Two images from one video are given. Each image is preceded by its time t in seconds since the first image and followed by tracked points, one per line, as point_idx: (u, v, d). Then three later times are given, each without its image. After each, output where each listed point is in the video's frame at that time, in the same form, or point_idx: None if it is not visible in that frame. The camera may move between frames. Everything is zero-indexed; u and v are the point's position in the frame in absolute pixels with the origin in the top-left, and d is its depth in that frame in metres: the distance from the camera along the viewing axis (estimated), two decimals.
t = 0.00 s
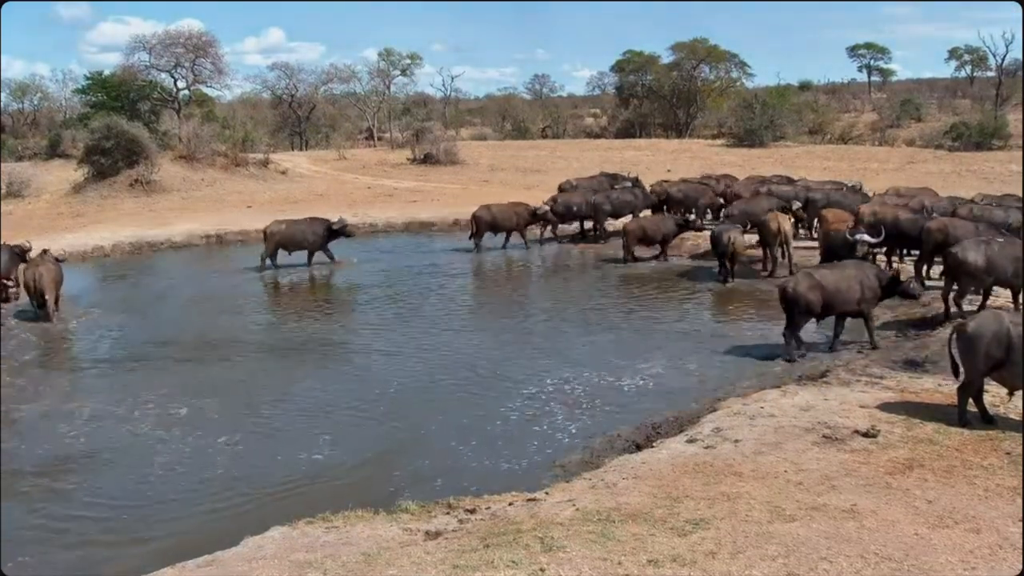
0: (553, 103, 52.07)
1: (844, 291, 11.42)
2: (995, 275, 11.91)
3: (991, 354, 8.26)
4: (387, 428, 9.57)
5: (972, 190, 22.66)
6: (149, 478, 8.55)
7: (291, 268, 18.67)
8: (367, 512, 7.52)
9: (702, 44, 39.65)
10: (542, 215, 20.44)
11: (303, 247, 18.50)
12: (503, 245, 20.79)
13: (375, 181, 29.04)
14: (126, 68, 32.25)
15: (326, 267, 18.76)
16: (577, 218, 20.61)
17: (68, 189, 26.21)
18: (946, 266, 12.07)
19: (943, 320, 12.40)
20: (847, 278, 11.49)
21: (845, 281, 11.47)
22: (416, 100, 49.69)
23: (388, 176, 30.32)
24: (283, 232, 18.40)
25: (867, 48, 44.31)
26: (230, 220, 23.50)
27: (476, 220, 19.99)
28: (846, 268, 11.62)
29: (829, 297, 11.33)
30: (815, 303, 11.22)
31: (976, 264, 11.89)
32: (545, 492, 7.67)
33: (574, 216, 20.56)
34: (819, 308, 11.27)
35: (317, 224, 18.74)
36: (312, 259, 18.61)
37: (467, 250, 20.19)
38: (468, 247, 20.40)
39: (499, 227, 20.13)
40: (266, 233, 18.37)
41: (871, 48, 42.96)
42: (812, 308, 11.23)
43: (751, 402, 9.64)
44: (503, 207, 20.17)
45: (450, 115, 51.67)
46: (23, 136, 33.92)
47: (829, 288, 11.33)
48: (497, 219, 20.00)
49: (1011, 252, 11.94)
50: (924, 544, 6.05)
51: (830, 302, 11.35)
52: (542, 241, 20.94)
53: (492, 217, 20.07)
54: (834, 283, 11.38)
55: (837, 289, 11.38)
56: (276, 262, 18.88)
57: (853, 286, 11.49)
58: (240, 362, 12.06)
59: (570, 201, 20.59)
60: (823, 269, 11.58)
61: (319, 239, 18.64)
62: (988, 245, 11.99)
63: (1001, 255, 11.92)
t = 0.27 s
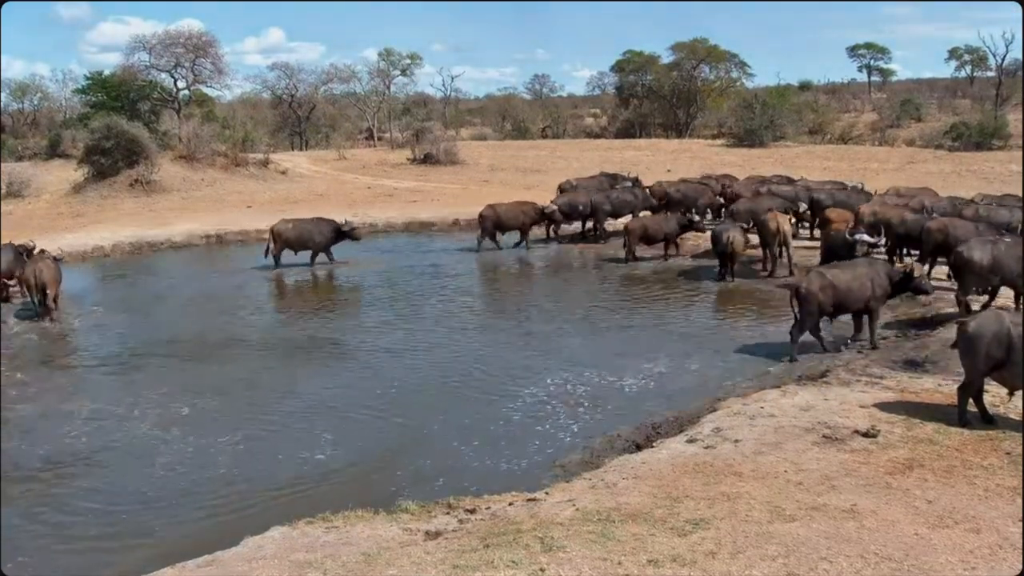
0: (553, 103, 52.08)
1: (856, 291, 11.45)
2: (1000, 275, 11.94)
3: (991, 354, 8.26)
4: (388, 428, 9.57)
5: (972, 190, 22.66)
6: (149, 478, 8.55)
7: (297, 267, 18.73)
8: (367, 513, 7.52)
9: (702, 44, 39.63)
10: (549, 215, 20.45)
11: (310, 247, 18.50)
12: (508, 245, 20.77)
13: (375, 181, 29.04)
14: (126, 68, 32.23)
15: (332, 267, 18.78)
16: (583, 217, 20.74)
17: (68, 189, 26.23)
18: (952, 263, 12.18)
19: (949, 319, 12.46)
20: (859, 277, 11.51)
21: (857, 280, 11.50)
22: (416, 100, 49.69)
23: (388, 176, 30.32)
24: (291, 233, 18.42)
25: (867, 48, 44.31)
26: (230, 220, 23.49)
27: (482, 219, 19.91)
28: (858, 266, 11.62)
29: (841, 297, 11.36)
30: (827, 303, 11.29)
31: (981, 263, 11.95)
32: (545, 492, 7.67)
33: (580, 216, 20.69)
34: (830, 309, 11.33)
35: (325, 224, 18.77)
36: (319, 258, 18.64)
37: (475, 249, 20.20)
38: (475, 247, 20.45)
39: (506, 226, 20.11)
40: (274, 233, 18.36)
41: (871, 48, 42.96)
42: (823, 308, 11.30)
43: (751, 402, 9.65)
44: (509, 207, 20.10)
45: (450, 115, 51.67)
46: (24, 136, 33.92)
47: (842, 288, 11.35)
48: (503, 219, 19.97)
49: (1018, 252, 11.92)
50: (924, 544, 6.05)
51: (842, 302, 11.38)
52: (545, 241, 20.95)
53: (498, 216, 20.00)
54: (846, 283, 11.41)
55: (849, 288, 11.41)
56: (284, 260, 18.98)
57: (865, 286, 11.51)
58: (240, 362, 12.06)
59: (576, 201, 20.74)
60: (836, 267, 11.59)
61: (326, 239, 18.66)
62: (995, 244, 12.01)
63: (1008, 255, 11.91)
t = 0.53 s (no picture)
0: (553, 103, 52.09)
1: (869, 289, 11.44)
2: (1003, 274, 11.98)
3: (992, 355, 8.25)
4: (388, 428, 9.56)
5: (973, 190, 22.65)
6: (149, 478, 8.55)
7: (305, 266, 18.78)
8: (367, 513, 7.51)
9: (702, 44, 39.60)
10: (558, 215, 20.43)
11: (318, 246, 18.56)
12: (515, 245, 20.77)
13: (375, 181, 29.06)
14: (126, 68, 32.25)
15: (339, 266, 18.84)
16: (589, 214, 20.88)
17: (68, 189, 26.26)
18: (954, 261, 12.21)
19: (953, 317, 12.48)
20: (876, 274, 11.48)
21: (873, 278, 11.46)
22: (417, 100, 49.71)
23: (388, 176, 30.34)
24: (299, 233, 18.37)
25: (868, 48, 44.31)
26: (230, 220, 23.50)
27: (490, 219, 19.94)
28: (875, 263, 11.56)
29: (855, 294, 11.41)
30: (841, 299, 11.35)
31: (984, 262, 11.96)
32: (545, 492, 7.68)
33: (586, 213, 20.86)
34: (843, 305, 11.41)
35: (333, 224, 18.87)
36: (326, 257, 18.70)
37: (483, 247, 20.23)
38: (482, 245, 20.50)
39: (513, 225, 20.13)
40: (282, 233, 18.29)
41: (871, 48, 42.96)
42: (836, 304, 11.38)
43: (751, 402, 9.65)
44: (517, 206, 20.09)
45: (450, 115, 51.68)
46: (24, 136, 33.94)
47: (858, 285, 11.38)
48: (512, 218, 20.00)
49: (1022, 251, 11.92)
50: (924, 544, 6.04)
51: (856, 298, 11.42)
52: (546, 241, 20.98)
53: (506, 216, 20.03)
54: (861, 280, 11.41)
55: (863, 286, 11.42)
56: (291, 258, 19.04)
57: (880, 283, 11.46)
58: (241, 361, 12.06)
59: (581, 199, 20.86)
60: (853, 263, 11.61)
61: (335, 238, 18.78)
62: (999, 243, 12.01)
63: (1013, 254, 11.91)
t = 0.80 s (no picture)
0: (553, 103, 52.10)
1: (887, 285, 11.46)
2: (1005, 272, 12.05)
3: (992, 355, 8.25)
4: (389, 428, 9.57)
5: (972, 191, 22.66)
6: (148, 479, 8.55)
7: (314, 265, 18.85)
8: (367, 513, 7.51)
9: (702, 44, 39.54)
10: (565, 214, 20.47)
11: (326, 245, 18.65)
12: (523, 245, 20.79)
13: (375, 181, 29.07)
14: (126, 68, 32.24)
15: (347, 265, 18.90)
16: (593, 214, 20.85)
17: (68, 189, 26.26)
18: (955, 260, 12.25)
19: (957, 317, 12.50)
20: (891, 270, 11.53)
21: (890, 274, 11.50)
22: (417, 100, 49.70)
23: (388, 176, 30.35)
24: (306, 232, 18.41)
25: (868, 48, 44.31)
26: (230, 220, 23.50)
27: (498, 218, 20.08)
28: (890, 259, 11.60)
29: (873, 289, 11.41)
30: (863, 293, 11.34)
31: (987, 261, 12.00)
32: (545, 492, 7.68)
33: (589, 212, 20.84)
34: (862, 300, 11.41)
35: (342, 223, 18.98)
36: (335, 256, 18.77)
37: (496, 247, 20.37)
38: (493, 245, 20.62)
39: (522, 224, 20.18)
40: (290, 234, 18.33)
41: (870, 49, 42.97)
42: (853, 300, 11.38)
43: (751, 402, 9.65)
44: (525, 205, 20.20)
45: (451, 115, 51.69)
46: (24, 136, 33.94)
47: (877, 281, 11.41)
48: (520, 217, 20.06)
49: None
50: (924, 544, 6.04)
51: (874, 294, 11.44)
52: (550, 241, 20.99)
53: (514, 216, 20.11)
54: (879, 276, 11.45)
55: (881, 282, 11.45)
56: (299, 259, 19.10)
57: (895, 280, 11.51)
58: (241, 362, 12.06)
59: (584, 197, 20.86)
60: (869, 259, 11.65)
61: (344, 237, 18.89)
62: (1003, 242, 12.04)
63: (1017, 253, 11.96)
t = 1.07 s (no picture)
0: (583, 103, 52.04)
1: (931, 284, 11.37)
2: None
3: None
4: (422, 428, 9.62)
5: (1009, 191, 22.34)
6: (184, 477, 8.65)
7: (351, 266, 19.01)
8: (400, 512, 7.55)
9: (731, 43, 39.13)
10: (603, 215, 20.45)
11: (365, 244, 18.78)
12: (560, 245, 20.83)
13: (406, 182, 29.21)
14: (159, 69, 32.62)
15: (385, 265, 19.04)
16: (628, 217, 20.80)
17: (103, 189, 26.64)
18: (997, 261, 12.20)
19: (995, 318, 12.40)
20: (936, 269, 11.46)
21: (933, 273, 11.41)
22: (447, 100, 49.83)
23: (418, 176, 30.49)
24: (344, 232, 18.56)
25: (902, 47, 43.82)
26: (262, 220, 23.73)
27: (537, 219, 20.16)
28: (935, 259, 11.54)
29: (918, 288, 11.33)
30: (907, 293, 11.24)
31: None
32: (577, 493, 7.69)
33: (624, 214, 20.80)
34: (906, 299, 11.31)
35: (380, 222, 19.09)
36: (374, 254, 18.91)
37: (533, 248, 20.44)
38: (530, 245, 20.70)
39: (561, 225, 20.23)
40: (327, 234, 18.50)
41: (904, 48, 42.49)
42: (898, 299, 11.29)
43: (784, 404, 9.59)
44: (562, 204, 20.22)
45: (481, 116, 51.79)
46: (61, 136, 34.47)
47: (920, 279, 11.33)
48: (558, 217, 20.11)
49: None
50: (961, 549, 5.97)
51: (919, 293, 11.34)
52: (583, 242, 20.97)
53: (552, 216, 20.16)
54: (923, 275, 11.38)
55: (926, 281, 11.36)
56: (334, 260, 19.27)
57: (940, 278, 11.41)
58: (274, 361, 12.18)
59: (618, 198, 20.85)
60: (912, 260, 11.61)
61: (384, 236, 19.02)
62: None
63: None
